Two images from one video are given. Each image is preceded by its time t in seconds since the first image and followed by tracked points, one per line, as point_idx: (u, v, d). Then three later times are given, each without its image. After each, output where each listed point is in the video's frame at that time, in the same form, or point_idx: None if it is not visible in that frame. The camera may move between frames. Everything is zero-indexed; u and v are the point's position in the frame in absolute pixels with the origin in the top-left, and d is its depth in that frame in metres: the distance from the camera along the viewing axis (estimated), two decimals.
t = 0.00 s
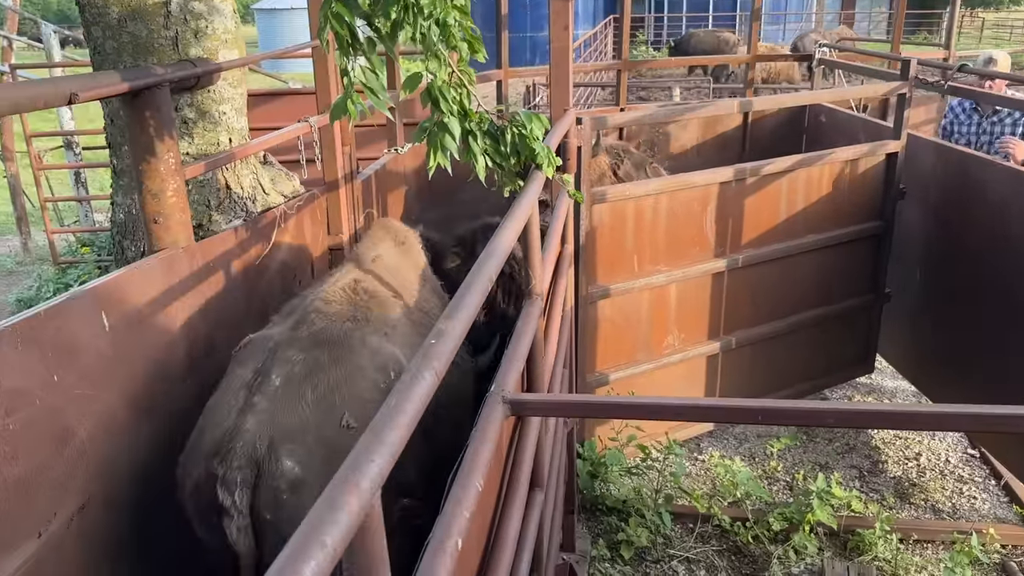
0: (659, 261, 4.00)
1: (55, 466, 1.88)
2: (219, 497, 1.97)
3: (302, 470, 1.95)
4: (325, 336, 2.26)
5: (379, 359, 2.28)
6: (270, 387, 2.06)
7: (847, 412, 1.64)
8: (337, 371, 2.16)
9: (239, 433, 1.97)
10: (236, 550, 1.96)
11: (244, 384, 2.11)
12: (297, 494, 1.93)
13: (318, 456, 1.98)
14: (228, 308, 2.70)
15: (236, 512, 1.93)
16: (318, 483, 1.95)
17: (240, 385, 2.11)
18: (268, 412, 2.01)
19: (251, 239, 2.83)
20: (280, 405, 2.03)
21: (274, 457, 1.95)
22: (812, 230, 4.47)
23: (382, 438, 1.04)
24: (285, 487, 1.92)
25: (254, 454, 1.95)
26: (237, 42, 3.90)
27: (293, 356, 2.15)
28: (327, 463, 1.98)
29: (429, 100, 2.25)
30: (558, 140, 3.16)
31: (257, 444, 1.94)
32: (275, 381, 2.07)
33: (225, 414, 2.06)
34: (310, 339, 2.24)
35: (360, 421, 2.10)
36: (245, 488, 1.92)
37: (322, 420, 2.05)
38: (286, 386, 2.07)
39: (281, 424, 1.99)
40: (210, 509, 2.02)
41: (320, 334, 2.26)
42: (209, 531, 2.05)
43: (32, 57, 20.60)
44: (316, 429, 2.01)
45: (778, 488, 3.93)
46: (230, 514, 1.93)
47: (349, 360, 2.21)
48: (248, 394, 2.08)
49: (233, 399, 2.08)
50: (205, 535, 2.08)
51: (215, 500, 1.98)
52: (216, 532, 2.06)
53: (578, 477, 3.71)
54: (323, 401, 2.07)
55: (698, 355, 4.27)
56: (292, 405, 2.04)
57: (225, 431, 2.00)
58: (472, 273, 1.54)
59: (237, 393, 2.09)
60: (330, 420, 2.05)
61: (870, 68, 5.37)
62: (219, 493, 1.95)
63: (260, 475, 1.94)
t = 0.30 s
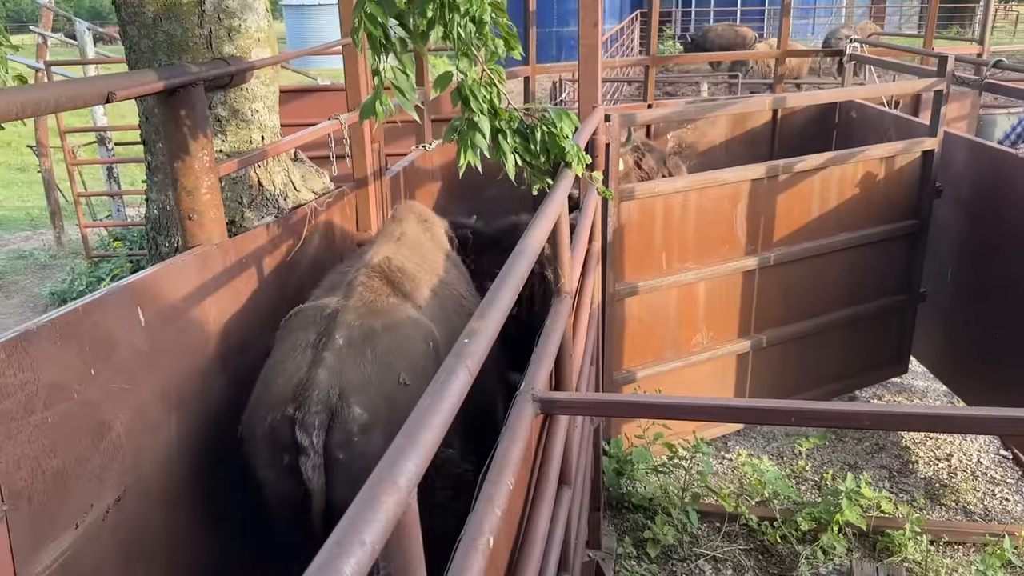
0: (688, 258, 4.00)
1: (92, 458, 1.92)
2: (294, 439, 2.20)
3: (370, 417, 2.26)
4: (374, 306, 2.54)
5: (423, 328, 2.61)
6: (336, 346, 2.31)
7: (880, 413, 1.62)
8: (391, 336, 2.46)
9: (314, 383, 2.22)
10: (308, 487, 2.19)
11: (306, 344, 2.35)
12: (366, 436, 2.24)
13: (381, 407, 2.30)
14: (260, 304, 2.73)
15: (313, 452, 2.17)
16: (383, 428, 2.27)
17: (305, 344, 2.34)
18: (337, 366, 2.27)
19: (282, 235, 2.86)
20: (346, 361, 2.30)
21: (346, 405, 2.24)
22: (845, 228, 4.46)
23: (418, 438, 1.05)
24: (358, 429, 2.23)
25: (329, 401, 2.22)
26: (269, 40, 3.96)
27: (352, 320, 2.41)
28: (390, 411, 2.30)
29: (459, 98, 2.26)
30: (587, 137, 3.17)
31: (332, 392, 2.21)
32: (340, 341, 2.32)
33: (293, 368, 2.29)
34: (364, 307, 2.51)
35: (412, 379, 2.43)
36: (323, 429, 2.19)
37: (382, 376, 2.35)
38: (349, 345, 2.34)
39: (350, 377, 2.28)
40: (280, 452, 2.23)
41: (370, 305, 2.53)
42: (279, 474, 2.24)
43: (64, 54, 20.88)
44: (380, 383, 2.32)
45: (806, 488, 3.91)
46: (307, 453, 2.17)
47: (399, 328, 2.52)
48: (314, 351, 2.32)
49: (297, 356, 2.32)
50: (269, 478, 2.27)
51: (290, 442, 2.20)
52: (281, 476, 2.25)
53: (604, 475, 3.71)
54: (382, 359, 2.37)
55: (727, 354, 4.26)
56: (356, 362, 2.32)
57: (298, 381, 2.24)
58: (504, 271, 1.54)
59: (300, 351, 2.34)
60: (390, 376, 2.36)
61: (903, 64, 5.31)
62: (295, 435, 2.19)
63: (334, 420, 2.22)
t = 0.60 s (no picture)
0: (707, 264, 4.02)
1: (115, 464, 1.94)
2: (342, 419, 2.37)
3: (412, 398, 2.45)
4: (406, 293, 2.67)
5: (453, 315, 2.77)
6: (377, 332, 2.47)
7: (902, 427, 1.61)
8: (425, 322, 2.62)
9: (360, 368, 2.39)
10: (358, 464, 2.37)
11: (346, 330, 2.50)
12: (410, 416, 2.44)
13: (421, 389, 2.49)
14: (280, 309, 2.75)
15: (362, 432, 2.35)
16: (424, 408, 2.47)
17: (345, 330, 2.50)
18: (380, 351, 2.44)
19: (301, 241, 2.88)
20: (387, 347, 2.47)
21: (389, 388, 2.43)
22: (868, 234, 4.46)
23: (441, 453, 1.06)
24: (402, 410, 2.43)
25: (374, 384, 2.40)
26: (291, 48, 3.95)
27: (388, 308, 2.55)
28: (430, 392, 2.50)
29: (480, 106, 2.27)
30: (605, 143, 3.17)
31: (378, 376, 2.39)
32: (379, 327, 2.47)
33: (336, 352, 2.45)
34: (395, 291, 2.65)
35: (446, 360, 2.62)
36: (371, 411, 2.36)
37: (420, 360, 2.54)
38: (388, 332, 2.49)
39: (392, 362, 2.46)
40: (328, 432, 2.39)
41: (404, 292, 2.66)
42: (328, 452, 2.39)
43: (84, 56, 21.08)
44: (419, 367, 2.50)
45: (825, 494, 3.89)
46: (356, 434, 2.35)
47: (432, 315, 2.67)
48: (354, 337, 2.47)
49: (339, 342, 2.47)
50: (317, 457, 2.42)
51: (338, 423, 2.37)
52: (329, 454, 2.41)
53: (621, 480, 3.73)
54: (419, 342, 2.55)
55: (747, 360, 4.29)
56: (396, 347, 2.49)
57: (344, 365, 2.41)
58: (524, 283, 1.55)
59: (341, 337, 2.49)
60: (427, 358, 2.55)
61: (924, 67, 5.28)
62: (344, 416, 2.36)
63: (380, 402, 2.40)
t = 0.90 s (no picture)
0: (713, 273, 4.07)
1: (131, 474, 1.96)
2: (343, 434, 2.46)
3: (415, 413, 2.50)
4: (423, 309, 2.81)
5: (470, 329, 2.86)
6: (386, 348, 2.58)
7: (911, 439, 1.63)
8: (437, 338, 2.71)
9: (364, 383, 2.48)
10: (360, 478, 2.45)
11: (358, 347, 2.62)
12: (411, 432, 2.49)
13: (426, 405, 2.54)
14: (291, 320, 2.77)
15: (361, 446, 2.43)
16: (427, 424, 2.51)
17: (357, 347, 2.62)
18: (386, 367, 2.53)
19: (313, 251, 2.91)
20: (395, 362, 2.56)
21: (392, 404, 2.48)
22: (875, 243, 4.48)
23: (461, 467, 1.08)
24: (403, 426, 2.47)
25: (376, 400, 2.47)
26: (303, 61, 3.96)
27: (402, 322, 2.69)
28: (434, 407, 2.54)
29: (490, 119, 2.31)
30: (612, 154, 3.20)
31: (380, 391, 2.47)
32: (387, 344, 2.58)
33: (348, 367, 2.56)
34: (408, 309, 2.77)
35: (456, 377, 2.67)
36: (370, 425, 2.44)
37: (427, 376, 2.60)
38: (398, 345, 2.60)
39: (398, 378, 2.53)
40: (332, 447, 2.47)
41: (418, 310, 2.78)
42: (334, 468, 2.46)
43: (89, 65, 21.17)
44: (425, 382, 2.56)
45: (831, 503, 3.91)
46: (356, 447, 2.43)
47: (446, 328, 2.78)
48: (364, 354, 2.58)
49: (352, 358, 2.59)
50: (325, 472, 2.51)
51: (340, 438, 2.45)
52: (337, 471, 2.48)
53: (628, 489, 3.75)
54: (427, 360, 2.62)
55: (754, 369, 4.32)
56: (403, 363, 2.57)
57: (350, 380, 2.50)
58: (536, 297, 1.57)
59: (355, 353, 2.61)
60: (434, 375, 2.61)
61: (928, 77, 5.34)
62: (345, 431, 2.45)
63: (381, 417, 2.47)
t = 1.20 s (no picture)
0: (703, 285, 4.09)
1: (119, 493, 1.96)
2: (334, 455, 2.58)
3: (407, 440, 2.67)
4: (428, 335, 3.00)
5: (471, 352, 3.06)
6: (387, 373, 2.75)
7: (890, 458, 1.65)
8: (437, 366, 2.89)
9: (361, 408, 2.62)
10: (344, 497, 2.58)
11: (362, 366, 2.80)
12: (400, 459, 2.63)
13: (416, 433, 2.70)
14: (281, 336, 2.78)
15: (347, 469, 2.56)
16: (415, 452, 2.66)
17: (362, 365, 2.80)
18: (384, 394, 2.70)
19: (303, 267, 2.92)
20: (392, 388, 2.73)
21: (384, 430, 2.63)
22: (865, 256, 4.52)
23: (439, 493, 1.09)
24: (392, 453, 2.62)
25: (369, 426, 2.61)
26: (291, 77, 3.99)
27: (404, 348, 2.87)
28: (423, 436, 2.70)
29: (477, 137, 2.34)
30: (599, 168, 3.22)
31: (374, 418, 2.61)
32: (390, 367, 2.77)
33: (349, 387, 2.71)
34: (416, 334, 2.97)
35: (451, 405, 2.85)
36: (359, 450, 2.57)
37: (423, 404, 2.78)
38: (398, 372, 2.78)
39: (395, 405, 2.70)
40: (322, 463, 2.61)
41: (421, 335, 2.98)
42: (322, 481, 2.60)
43: (82, 75, 21.16)
44: (420, 412, 2.73)
45: (820, 514, 3.92)
46: (343, 469, 2.56)
47: (446, 354, 2.97)
48: (367, 373, 2.76)
49: (353, 377, 2.75)
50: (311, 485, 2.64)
51: (330, 457, 2.58)
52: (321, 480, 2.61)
53: (617, 502, 3.76)
54: (426, 388, 2.80)
55: (745, 381, 4.35)
56: (402, 388, 2.75)
57: (348, 403, 2.64)
58: (520, 317, 1.59)
59: (358, 372, 2.77)
60: (430, 404, 2.78)
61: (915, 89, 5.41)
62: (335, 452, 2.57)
63: (372, 442, 2.61)
